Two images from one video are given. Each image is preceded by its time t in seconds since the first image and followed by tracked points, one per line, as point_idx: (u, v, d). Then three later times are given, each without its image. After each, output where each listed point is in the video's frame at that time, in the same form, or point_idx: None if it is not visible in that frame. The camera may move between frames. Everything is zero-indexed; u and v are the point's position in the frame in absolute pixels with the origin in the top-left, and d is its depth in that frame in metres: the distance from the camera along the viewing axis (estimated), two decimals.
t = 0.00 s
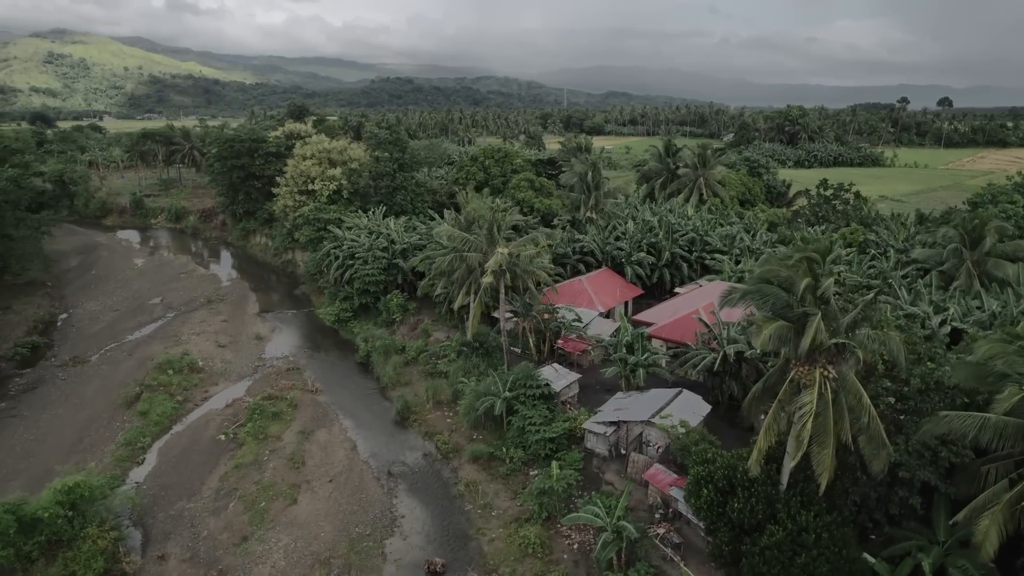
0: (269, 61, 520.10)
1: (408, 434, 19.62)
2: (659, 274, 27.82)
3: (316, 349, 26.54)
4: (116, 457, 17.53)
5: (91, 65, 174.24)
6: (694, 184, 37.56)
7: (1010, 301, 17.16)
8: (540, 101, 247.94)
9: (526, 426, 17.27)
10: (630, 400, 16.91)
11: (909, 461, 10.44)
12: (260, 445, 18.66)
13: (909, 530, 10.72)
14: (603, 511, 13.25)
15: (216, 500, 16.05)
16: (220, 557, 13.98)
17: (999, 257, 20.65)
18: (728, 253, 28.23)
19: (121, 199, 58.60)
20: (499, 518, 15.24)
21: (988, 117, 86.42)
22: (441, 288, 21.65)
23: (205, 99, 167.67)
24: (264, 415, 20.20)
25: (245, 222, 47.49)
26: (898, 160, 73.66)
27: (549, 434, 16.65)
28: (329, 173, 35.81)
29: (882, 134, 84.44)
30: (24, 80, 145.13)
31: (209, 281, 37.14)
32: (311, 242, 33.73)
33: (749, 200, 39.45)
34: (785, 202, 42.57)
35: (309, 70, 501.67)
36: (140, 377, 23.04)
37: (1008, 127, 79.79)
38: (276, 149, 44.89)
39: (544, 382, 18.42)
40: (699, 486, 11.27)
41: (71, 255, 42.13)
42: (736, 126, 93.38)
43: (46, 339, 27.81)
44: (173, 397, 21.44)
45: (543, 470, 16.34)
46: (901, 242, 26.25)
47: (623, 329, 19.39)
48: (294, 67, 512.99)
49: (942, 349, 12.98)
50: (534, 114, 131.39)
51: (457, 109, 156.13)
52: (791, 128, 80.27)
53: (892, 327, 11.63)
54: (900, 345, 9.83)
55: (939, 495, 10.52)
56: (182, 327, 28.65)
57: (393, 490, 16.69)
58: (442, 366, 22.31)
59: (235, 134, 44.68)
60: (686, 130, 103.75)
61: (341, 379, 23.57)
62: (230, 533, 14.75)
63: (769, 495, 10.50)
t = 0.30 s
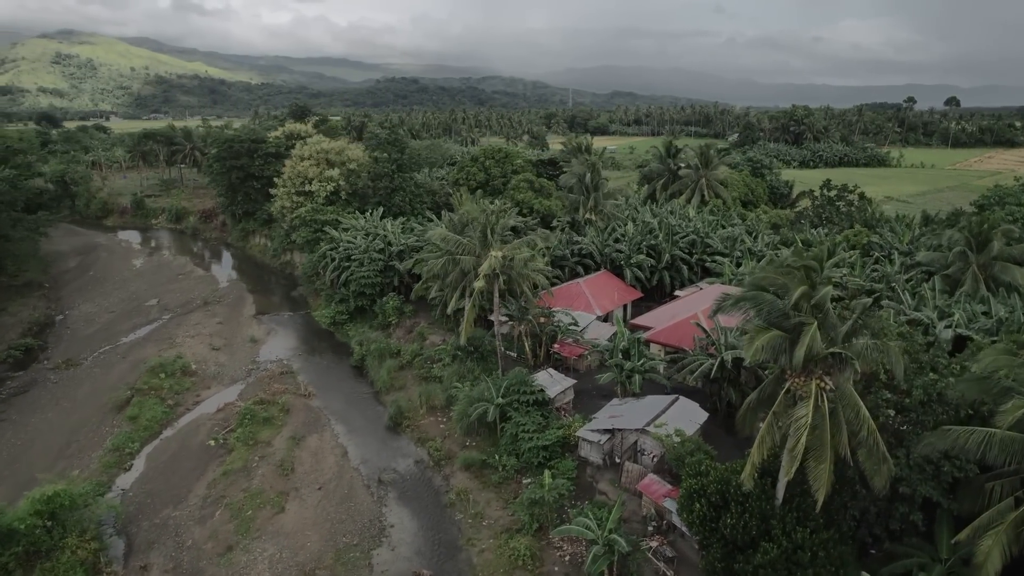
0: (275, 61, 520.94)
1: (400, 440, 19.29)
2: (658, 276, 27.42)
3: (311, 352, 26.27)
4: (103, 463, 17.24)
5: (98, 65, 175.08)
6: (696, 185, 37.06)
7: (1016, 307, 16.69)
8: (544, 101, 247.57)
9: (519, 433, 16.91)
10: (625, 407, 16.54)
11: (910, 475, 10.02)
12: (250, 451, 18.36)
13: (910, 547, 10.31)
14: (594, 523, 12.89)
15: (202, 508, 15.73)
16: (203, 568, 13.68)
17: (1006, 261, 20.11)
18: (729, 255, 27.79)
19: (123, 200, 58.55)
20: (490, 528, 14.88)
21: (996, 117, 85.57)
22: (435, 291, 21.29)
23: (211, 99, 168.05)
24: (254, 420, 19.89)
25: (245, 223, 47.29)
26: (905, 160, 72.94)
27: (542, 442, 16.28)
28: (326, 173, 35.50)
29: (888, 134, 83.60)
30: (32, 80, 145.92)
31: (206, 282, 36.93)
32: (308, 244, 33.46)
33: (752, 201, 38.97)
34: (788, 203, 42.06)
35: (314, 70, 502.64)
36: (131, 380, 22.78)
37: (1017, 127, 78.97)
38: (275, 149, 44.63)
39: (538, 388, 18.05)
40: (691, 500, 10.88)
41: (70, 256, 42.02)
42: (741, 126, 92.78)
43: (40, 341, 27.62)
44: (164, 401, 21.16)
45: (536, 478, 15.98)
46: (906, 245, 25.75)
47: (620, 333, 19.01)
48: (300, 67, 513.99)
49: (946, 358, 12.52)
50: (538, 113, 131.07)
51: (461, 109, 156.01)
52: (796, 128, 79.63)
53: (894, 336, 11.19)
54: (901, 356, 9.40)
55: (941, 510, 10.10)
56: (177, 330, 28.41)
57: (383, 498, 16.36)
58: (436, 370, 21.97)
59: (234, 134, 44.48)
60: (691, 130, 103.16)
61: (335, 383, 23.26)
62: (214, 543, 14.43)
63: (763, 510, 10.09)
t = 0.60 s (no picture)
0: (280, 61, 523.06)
1: (392, 445, 18.97)
2: (657, 279, 27.01)
3: (305, 355, 25.99)
4: (88, 470, 16.97)
5: (104, 65, 175.73)
6: (697, 186, 36.60)
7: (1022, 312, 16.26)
8: (549, 101, 246.95)
9: (511, 440, 16.57)
10: (619, 414, 16.17)
11: (910, 490, 9.61)
12: (238, 457, 18.05)
13: (910, 564, 9.91)
14: (584, 536, 12.58)
15: (187, 516, 15.40)
16: None
17: (1012, 264, 19.62)
18: (729, 257, 27.38)
19: (123, 200, 58.49)
20: (479, 538, 14.53)
21: (1003, 117, 84.76)
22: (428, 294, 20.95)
23: (216, 99, 168.29)
24: (245, 425, 19.59)
25: (244, 223, 47.08)
26: (910, 160, 72.26)
27: (534, 449, 15.93)
28: (324, 174, 35.21)
29: (893, 134, 82.81)
30: (37, 80, 146.69)
31: (203, 283, 36.73)
32: (304, 245, 33.19)
33: (753, 202, 38.51)
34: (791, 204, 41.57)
35: (319, 70, 503.26)
36: (122, 383, 22.53)
37: None
38: (274, 149, 44.42)
39: (531, 393, 17.71)
40: (681, 514, 10.52)
41: (67, 257, 41.91)
42: (745, 125, 92.20)
43: (34, 343, 27.42)
44: (154, 404, 20.89)
45: (527, 487, 15.63)
46: (909, 247, 25.31)
47: (615, 338, 18.65)
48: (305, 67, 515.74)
49: (948, 368, 12.11)
50: (542, 113, 130.65)
51: (465, 109, 155.74)
52: (801, 128, 79.04)
53: (893, 345, 10.79)
54: (899, 368, 9.01)
55: (941, 527, 9.68)
56: (171, 332, 28.17)
57: (372, 507, 16.03)
58: (430, 374, 21.64)
59: (233, 134, 44.29)
60: (695, 130, 102.59)
61: (328, 387, 22.98)
62: (198, 552, 14.13)
63: (756, 526, 9.71)
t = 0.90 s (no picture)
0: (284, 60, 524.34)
1: (381, 450, 18.65)
2: (655, 280, 26.58)
3: (298, 357, 25.70)
4: (72, 475, 16.70)
5: (109, 64, 176.25)
6: (697, 185, 36.13)
7: None
8: (553, 100, 246.16)
9: (501, 447, 16.23)
10: (612, 420, 15.80)
11: (907, 505, 9.19)
12: (225, 462, 17.72)
13: None
14: (571, 548, 12.25)
15: (169, 523, 15.05)
16: None
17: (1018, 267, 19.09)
18: (728, 258, 26.96)
19: (122, 199, 58.36)
20: (466, 547, 14.20)
21: (1011, 115, 83.86)
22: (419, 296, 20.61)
23: (220, 98, 168.38)
24: (233, 429, 19.29)
25: (241, 223, 46.82)
26: (916, 159, 71.50)
27: (524, 456, 15.59)
28: (320, 173, 34.93)
29: (899, 133, 81.90)
30: (43, 79, 147.08)
31: (199, 284, 36.49)
32: (300, 245, 32.91)
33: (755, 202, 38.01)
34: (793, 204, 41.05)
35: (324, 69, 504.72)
36: (112, 386, 22.26)
37: None
38: (272, 149, 44.19)
39: (523, 399, 17.36)
40: (668, 528, 10.16)
41: (64, 257, 41.76)
42: (749, 124, 91.57)
43: (26, 344, 27.22)
44: (143, 408, 20.58)
45: (517, 495, 15.28)
46: (912, 248, 24.84)
47: (609, 342, 18.28)
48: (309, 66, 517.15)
49: (949, 377, 11.66)
50: (544, 112, 130.07)
51: (468, 107, 155.27)
52: (805, 127, 78.39)
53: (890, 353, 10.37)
54: (895, 378, 8.62)
55: (940, 543, 9.26)
56: (164, 333, 27.93)
57: (358, 514, 15.71)
58: (422, 378, 21.30)
59: (230, 134, 44.09)
60: (699, 129, 101.99)
61: (320, 390, 22.67)
62: (179, 561, 13.82)
63: (745, 542, 9.33)
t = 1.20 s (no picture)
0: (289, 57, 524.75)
1: (370, 454, 18.34)
2: (652, 280, 26.15)
3: (290, 358, 25.42)
4: (55, 479, 16.46)
5: (115, 61, 176.51)
6: (697, 184, 35.69)
7: None
8: (557, 97, 245.36)
9: (489, 451, 15.93)
10: (602, 425, 15.45)
11: (899, 520, 8.81)
12: (210, 465, 17.42)
13: None
14: (555, 559, 11.94)
15: (151, 529, 14.75)
16: None
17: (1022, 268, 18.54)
18: (727, 258, 26.52)
19: (121, 198, 58.21)
20: (451, 555, 13.90)
21: (1018, 112, 82.97)
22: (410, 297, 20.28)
23: (225, 96, 168.43)
24: (220, 432, 19.01)
25: (239, 222, 46.58)
26: (921, 157, 70.77)
27: (513, 462, 15.27)
28: (315, 172, 34.65)
29: (904, 131, 81.11)
30: (48, 77, 147.29)
31: (194, 283, 36.26)
32: (294, 244, 32.64)
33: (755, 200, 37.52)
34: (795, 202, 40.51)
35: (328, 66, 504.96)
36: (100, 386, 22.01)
37: None
38: (269, 147, 43.93)
39: (513, 402, 17.05)
40: (653, 541, 9.81)
41: (61, 256, 41.60)
42: (753, 122, 90.89)
43: (18, 344, 27.05)
44: (130, 409, 20.29)
45: (505, 501, 14.97)
46: (914, 248, 24.33)
47: (602, 344, 17.93)
48: (313, 63, 517.25)
49: (946, 385, 11.26)
50: (548, 109, 129.58)
51: (472, 105, 154.84)
52: (809, 124, 77.75)
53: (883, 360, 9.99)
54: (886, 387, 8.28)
55: (934, 559, 8.87)
56: (156, 333, 27.70)
57: (344, 520, 15.41)
58: (413, 380, 20.98)
59: (227, 132, 43.87)
60: (702, 127, 101.36)
61: (311, 392, 22.39)
62: (158, 569, 13.53)
63: (731, 558, 8.97)
